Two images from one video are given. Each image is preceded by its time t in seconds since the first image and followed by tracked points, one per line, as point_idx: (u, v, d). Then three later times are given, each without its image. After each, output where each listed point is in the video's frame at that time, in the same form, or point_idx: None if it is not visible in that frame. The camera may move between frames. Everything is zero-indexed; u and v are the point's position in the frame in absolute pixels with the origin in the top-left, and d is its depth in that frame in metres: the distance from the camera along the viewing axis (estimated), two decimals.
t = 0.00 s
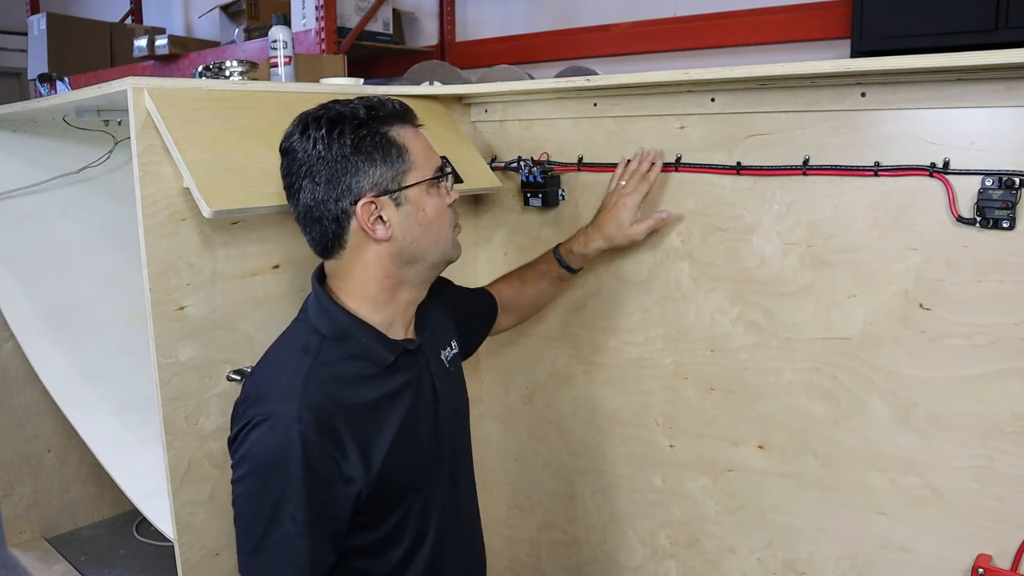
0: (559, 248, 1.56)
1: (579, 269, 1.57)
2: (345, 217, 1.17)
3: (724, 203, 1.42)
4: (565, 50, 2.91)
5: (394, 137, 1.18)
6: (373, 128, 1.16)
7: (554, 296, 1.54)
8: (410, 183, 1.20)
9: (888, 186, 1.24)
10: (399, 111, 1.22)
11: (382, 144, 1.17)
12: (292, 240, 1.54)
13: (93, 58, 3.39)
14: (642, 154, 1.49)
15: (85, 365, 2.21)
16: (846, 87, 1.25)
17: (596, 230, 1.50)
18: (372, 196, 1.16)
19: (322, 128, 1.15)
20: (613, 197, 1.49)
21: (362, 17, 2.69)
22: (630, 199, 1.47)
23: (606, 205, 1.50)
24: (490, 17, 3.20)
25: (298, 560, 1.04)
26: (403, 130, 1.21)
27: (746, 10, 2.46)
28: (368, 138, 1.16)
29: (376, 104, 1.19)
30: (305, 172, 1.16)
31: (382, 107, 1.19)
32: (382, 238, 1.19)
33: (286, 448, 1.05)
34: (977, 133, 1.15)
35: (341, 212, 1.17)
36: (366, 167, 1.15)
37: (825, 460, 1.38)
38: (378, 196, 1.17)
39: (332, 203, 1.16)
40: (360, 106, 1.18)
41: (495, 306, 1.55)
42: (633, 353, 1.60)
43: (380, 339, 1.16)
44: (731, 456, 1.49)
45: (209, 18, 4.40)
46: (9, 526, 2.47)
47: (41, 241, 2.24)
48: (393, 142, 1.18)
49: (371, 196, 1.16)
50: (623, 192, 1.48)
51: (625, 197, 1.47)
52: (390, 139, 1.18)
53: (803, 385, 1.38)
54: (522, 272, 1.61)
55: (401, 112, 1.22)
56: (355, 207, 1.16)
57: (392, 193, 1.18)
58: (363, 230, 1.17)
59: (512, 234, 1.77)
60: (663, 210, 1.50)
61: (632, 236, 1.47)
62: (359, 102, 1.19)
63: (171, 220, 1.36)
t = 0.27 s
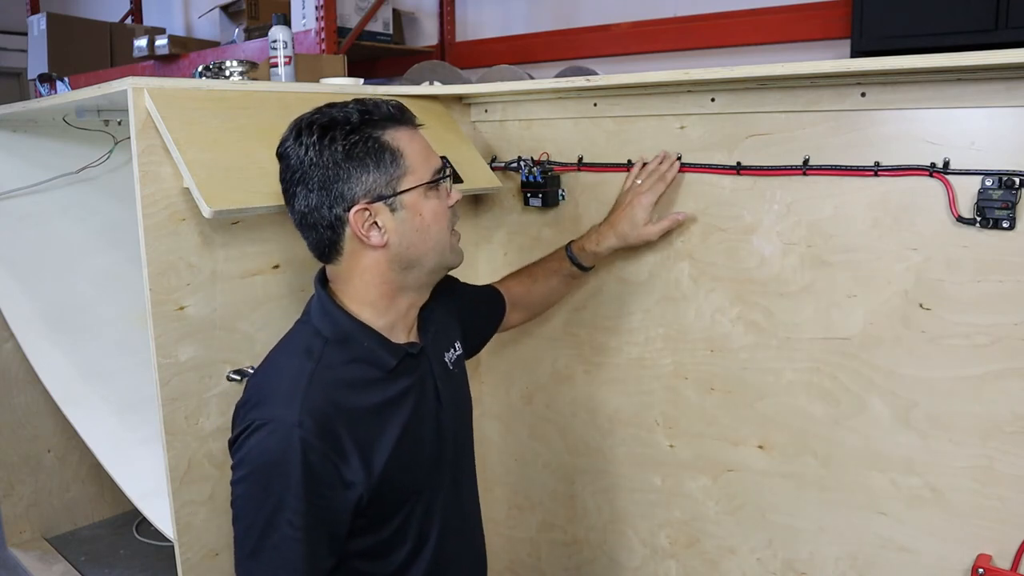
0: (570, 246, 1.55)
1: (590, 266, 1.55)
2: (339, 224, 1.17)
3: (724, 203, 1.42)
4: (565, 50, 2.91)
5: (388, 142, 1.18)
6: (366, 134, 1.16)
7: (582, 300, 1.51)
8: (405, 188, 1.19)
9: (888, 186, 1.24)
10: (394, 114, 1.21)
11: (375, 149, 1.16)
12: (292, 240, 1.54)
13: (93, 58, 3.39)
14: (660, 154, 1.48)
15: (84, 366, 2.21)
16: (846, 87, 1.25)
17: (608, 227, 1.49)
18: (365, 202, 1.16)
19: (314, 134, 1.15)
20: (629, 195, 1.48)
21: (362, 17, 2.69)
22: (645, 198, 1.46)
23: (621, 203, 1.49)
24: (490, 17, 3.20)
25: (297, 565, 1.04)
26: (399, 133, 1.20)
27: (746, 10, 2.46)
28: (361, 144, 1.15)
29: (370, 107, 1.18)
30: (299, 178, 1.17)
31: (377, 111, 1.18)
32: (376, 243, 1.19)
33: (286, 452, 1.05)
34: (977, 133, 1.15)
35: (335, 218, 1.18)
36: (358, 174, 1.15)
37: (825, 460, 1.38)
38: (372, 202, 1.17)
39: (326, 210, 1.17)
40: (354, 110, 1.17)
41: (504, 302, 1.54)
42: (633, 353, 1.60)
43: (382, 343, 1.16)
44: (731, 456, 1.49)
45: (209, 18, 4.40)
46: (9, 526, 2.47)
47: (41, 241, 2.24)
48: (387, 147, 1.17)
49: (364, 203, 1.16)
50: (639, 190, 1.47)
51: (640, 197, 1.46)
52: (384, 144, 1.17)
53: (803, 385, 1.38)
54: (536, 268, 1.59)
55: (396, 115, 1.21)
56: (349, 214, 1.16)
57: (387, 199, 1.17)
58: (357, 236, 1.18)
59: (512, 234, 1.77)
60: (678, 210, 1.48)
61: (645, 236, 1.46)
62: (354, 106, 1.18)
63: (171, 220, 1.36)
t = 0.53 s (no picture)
0: (618, 240, 1.47)
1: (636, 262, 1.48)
2: (330, 227, 1.18)
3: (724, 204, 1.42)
4: (565, 50, 2.91)
5: (379, 145, 1.17)
6: (357, 137, 1.15)
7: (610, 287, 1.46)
8: (397, 193, 1.18)
9: (888, 186, 1.24)
10: (389, 116, 1.19)
11: (365, 153, 1.15)
12: (292, 240, 1.54)
13: (93, 58, 3.39)
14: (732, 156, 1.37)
15: (85, 366, 2.21)
16: (846, 87, 1.25)
17: (659, 226, 1.41)
18: (355, 205, 1.16)
19: (304, 136, 1.15)
20: (686, 194, 1.38)
21: (362, 17, 2.69)
22: (703, 200, 1.35)
23: (677, 201, 1.39)
24: (490, 17, 3.20)
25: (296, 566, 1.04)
26: (394, 135, 1.19)
27: (746, 10, 2.46)
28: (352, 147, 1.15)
29: (364, 110, 1.18)
30: (292, 180, 1.18)
31: (371, 114, 1.18)
32: (368, 247, 1.19)
33: (285, 452, 1.05)
34: (977, 133, 1.15)
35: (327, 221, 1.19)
36: (348, 177, 1.15)
37: (825, 460, 1.38)
38: (362, 206, 1.16)
39: (317, 212, 1.17)
40: (347, 112, 1.16)
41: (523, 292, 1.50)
42: (633, 353, 1.60)
43: (382, 344, 1.15)
44: (731, 456, 1.49)
45: (209, 18, 4.40)
46: (9, 525, 2.47)
47: (41, 241, 2.23)
48: (378, 150, 1.16)
49: (354, 207, 1.16)
50: (697, 191, 1.37)
51: (697, 197, 1.36)
52: (376, 147, 1.16)
53: (803, 385, 1.38)
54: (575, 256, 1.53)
55: (391, 117, 1.20)
56: (338, 218, 1.17)
57: (378, 203, 1.17)
58: (348, 239, 1.18)
59: (512, 234, 1.77)
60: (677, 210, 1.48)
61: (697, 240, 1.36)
62: (349, 107, 1.18)
63: (171, 220, 1.36)
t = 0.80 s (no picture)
0: (662, 237, 1.43)
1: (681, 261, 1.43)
2: (313, 230, 1.20)
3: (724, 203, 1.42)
4: (565, 49, 2.91)
5: (356, 153, 1.15)
6: (334, 145, 1.15)
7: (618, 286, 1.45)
8: (371, 200, 1.16)
9: (888, 186, 1.24)
10: (374, 121, 1.17)
11: (340, 160, 1.15)
12: (292, 240, 1.54)
13: (93, 58, 3.38)
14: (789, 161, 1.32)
15: (85, 366, 2.20)
16: (846, 87, 1.25)
17: (709, 227, 1.37)
18: (330, 213, 1.17)
19: (291, 142, 1.18)
20: (738, 196, 1.35)
21: (362, 17, 2.69)
22: (755, 202, 1.32)
23: (727, 203, 1.36)
24: (490, 17, 3.20)
25: (289, 564, 1.05)
26: (378, 142, 1.17)
27: (746, 9, 2.46)
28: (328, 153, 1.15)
29: (349, 114, 1.16)
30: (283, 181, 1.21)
31: (354, 121, 1.16)
32: (348, 252, 1.20)
33: (282, 452, 1.05)
34: (977, 133, 1.15)
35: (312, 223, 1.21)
36: (325, 184, 1.16)
37: (825, 460, 1.38)
38: (337, 213, 1.17)
39: (301, 214, 1.20)
40: (330, 117, 1.16)
41: (543, 289, 1.48)
42: (633, 353, 1.60)
43: (382, 347, 1.14)
44: (731, 456, 1.49)
45: (209, 18, 4.40)
46: (9, 525, 2.47)
47: (42, 241, 2.23)
48: (354, 157, 1.15)
49: (329, 212, 1.17)
50: (750, 193, 1.33)
51: (750, 201, 1.32)
52: (352, 155, 1.15)
53: (803, 385, 1.38)
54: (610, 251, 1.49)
55: (376, 122, 1.17)
56: (316, 222, 1.19)
57: (351, 210, 1.16)
58: (330, 245, 1.20)
59: (512, 234, 1.77)
60: (677, 209, 1.48)
61: (748, 244, 1.33)
62: (336, 112, 1.17)
63: (171, 220, 1.36)
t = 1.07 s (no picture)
0: (704, 237, 1.37)
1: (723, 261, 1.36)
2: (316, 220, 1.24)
3: (724, 203, 1.42)
4: (565, 50, 2.91)
5: (337, 159, 1.14)
6: (322, 147, 1.15)
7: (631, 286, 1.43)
8: (343, 207, 1.15)
9: (886, 185, 1.24)
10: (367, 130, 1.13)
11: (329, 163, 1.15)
12: (292, 240, 1.54)
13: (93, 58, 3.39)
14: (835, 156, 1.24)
15: (85, 365, 2.20)
16: (846, 87, 1.25)
17: (755, 229, 1.30)
18: (314, 209, 1.19)
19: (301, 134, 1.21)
20: (787, 198, 1.26)
21: (362, 17, 2.69)
22: (806, 206, 1.24)
23: (777, 203, 1.27)
24: (490, 17, 3.19)
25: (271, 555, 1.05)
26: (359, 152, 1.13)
27: (746, 9, 2.46)
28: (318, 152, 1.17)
29: (347, 120, 1.14)
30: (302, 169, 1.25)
31: (342, 127, 1.14)
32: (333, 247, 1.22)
33: (273, 441, 1.06)
34: (977, 133, 1.15)
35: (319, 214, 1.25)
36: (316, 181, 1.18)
37: (825, 460, 1.38)
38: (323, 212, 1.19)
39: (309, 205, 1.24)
40: (331, 121, 1.15)
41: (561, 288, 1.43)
42: (633, 353, 1.60)
43: (380, 344, 1.14)
44: (732, 456, 1.49)
45: (209, 18, 4.41)
46: (9, 525, 2.47)
47: (41, 241, 2.24)
48: (338, 162, 1.14)
49: (318, 210, 1.19)
50: (800, 196, 1.25)
51: (802, 204, 1.24)
52: (335, 159, 1.14)
53: (803, 385, 1.38)
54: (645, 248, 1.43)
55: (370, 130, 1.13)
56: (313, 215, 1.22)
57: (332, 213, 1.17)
58: (323, 236, 1.23)
59: (512, 234, 1.77)
60: (678, 209, 1.48)
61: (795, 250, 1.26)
62: (339, 115, 1.16)
63: (171, 220, 1.36)
